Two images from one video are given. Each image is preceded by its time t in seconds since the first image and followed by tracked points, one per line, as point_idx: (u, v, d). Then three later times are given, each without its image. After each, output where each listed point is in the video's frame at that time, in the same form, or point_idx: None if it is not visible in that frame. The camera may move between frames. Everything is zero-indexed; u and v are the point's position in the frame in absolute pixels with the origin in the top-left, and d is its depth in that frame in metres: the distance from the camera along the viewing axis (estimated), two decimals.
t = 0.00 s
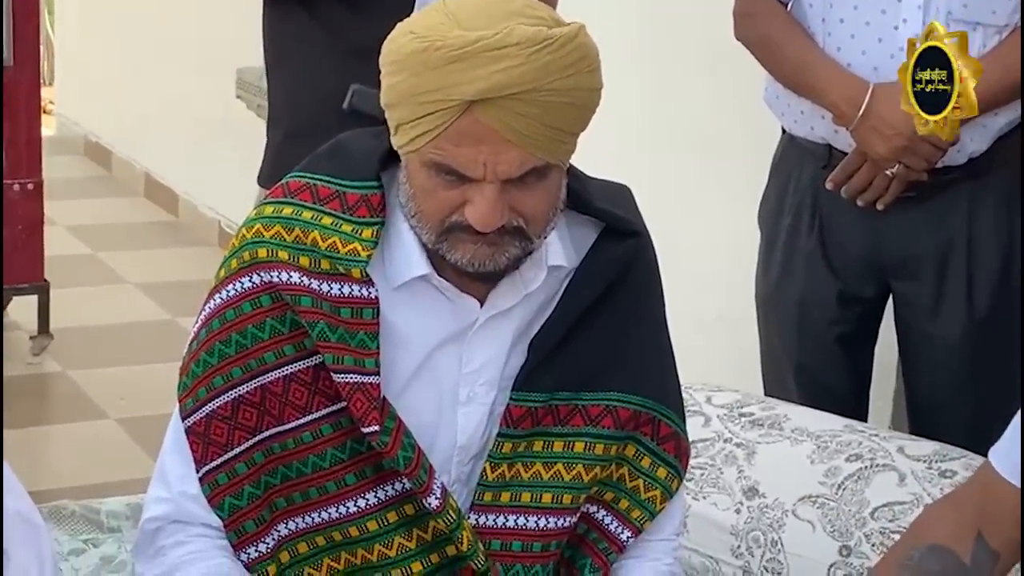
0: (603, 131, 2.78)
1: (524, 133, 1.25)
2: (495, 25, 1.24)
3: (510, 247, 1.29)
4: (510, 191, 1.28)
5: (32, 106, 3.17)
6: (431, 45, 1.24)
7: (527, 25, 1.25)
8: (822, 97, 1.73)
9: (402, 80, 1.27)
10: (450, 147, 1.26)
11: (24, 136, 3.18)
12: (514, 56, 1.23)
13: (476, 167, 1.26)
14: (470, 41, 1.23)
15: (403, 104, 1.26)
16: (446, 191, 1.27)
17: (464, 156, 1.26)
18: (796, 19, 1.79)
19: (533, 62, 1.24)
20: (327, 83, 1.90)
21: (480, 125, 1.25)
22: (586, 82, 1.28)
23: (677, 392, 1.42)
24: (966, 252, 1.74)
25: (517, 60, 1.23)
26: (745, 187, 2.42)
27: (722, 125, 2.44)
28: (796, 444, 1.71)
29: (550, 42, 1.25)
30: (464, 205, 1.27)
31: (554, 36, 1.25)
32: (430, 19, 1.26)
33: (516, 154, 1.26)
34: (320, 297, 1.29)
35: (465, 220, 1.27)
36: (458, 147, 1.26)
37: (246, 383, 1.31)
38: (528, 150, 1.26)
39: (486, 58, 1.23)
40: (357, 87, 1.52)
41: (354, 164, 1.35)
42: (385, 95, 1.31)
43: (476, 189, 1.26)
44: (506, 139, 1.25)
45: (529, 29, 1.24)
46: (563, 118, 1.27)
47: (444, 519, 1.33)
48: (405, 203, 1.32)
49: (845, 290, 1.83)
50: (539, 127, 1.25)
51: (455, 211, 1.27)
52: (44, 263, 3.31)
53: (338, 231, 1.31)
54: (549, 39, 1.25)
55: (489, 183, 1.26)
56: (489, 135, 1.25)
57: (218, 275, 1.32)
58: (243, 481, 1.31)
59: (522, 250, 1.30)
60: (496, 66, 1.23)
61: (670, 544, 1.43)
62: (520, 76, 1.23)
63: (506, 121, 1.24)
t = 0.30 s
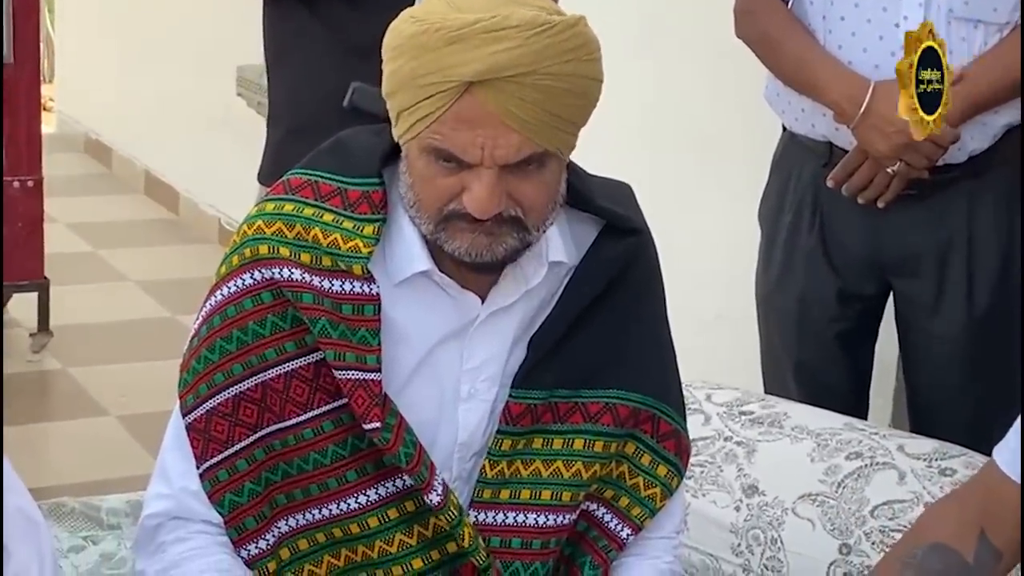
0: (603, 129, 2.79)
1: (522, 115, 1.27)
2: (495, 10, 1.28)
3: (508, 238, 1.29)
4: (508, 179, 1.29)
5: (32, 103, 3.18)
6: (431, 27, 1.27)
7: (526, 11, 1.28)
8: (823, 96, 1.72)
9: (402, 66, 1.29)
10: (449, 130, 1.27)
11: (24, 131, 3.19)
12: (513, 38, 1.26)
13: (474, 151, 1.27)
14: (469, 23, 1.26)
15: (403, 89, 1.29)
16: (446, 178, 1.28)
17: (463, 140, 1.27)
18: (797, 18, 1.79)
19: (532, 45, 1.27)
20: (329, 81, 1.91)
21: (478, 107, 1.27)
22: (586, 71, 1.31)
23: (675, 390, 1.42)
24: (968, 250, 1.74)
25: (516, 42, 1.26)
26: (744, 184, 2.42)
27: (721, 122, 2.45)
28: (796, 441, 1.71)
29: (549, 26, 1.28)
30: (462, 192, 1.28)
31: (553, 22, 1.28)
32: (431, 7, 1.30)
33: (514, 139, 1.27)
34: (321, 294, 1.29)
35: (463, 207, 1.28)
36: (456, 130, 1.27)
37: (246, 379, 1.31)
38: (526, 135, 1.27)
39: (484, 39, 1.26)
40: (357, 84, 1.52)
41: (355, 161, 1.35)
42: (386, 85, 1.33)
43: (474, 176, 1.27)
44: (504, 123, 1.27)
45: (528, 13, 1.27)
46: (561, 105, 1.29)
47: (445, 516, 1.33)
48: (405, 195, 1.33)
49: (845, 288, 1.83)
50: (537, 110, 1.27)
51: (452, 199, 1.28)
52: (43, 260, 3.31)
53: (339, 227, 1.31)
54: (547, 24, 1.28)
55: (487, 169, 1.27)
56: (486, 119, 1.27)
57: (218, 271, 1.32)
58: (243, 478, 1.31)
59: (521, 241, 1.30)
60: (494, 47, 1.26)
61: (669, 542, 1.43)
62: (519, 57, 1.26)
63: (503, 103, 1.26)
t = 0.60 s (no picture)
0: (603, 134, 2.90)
1: (520, 120, 1.38)
2: (496, 24, 1.39)
3: (509, 237, 1.41)
4: (509, 184, 1.40)
5: (69, 116, 3.30)
6: (437, 40, 1.39)
7: (525, 25, 1.40)
8: (800, 108, 1.83)
9: (410, 77, 1.41)
10: (453, 135, 1.38)
11: (61, 140, 3.31)
12: (513, 48, 1.37)
13: (477, 155, 1.38)
14: (471, 35, 1.38)
15: (412, 98, 1.40)
16: (450, 180, 1.40)
17: (465, 145, 1.38)
18: (775, 37, 1.90)
19: (530, 55, 1.38)
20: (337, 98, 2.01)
21: (479, 113, 1.38)
22: (579, 80, 1.42)
23: (664, 384, 1.53)
24: (938, 250, 1.85)
25: (515, 51, 1.37)
26: (731, 183, 2.52)
27: (707, 128, 2.56)
28: (779, 429, 1.82)
29: (546, 39, 1.39)
30: (466, 194, 1.39)
31: (550, 35, 1.40)
32: (438, 24, 1.42)
33: (513, 143, 1.38)
34: (336, 292, 1.41)
35: (467, 208, 1.39)
36: (461, 135, 1.38)
37: (267, 371, 1.43)
38: (524, 139, 1.38)
39: (486, 50, 1.37)
40: (371, 98, 1.64)
41: (370, 170, 1.48)
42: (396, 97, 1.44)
43: (477, 179, 1.39)
44: (504, 128, 1.38)
45: (526, 27, 1.39)
46: (556, 112, 1.40)
47: (450, 498, 1.43)
48: (415, 201, 1.44)
49: (821, 287, 1.93)
50: (534, 115, 1.38)
51: (457, 201, 1.40)
52: (77, 261, 3.45)
53: (354, 231, 1.43)
54: (544, 37, 1.39)
55: (489, 171, 1.38)
56: (488, 125, 1.38)
57: (243, 270, 1.44)
58: (264, 463, 1.43)
59: (520, 241, 1.41)
60: (494, 57, 1.37)
61: (659, 522, 1.54)
62: (518, 66, 1.37)
63: (502, 109, 1.37)
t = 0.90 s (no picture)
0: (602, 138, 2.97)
1: (518, 125, 1.45)
2: (496, 33, 1.47)
3: (508, 238, 1.48)
4: (507, 186, 1.47)
5: (88, 122, 3.39)
6: (438, 48, 1.46)
7: (523, 34, 1.47)
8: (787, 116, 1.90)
9: (413, 84, 1.48)
10: (454, 140, 1.45)
11: (80, 146, 3.40)
12: (511, 56, 1.44)
13: (478, 158, 1.45)
14: (471, 43, 1.45)
15: (415, 104, 1.47)
16: (451, 184, 1.47)
17: (466, 149, 1.45)
18: (761, 47, 1.97)
19: (527, 62, 1.45)
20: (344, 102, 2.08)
21: (478, 118, 1.45)
22: (574, 87, 1.49)
23: (655, 380, 1.60)
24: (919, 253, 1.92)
25: (513, 59, 1.44)
26: (726, 187, 2.61)
27: (699, 135, 2.65)
28: (767, 423, 1.89)
29: (543, 47, 1.47)
30: (466, 197, 1.46)
31: (546, 43, 1.47)
32: (440, 33, 1.49)
33: (512, 147, 1.45)
34: (343, 292, 1.48)
35: (467, 210, 1.46)
36: (462, 140, 1.45)
37: (276, 367, 1.50)
38: (522, 143, 1.45)
39: (485, 57, 1.44)
40: (375, 106, 1.71)
41: (375, 175, 1.55)
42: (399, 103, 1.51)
43: (477, 182, 1.46)
44: (503, 132, 1.45)
45: (524, 36, 1.46)
46: (552, 117, 1.47)
47: (452, 488, 1.51)
48: (418, 205, 1.52)
49: (806, 287, 2.00)
50: (530, 120, 1.45)
51: (458, 203, 1.47)
52: (95, 262, 3.54)
53: (360, 234, 1.50)
54: (541, 45, 1.47)
55: (489, 174, 1.46)
56: (487, 130, 1.45)
57: (252, 271, 1.51)
58: (274, 455, 1.50)
59: (518, 241, 1.49)
60: (493, 64, 1.44)
61: (651, 512, 1.60)
62: (516, 73, 1.44)
63: (501, 114, 1.44)
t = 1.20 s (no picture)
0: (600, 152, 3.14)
1: (515, 137, 1.57)
2: (495, 52, 1.59)
3: (507, 242, 1.60)
4: (506, 195, 1.60)
5: (116, 132, 3.67)
6: (442, 67, 1.58)
7: (519, 54, 1.59)
8: (764, 128, 2.07)
9: (418, 99, 1.60)
10: (456, 152, 1.58)
11: (110, 155, 3.68)
12: (509, 74, 1.57)
13: (478, 168, 1.57)
14: (472, 62, 1.57)
15: (419, 118, 1.59)
16: (454, 192, 1.59)
17: (467, 160, 1.57)
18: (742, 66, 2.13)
19: (524, 80, 1.57)
20: (353, 115, 2.19)
21: (477, 131, 1.57)
22: (567, 102, 1.62)
23: (642, 374, 1.72)
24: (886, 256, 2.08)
25: (510, 77, 1.56)
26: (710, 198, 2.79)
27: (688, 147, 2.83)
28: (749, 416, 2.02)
29: (538, 65, 1.59)
30: (468, 204, 1.59)
31: (541, 62, 1.59)
32: (443, 53, 1.61)
33: (509, 158, 1.57)
34: (353, 293, 1.61)
35: (469, 217, 1.59)
36: (462, 151, 1.58)
37: (290, 363, 1.62)
38: (519, 155, 1.57)
39: (485, 75, 1.56)
40: (384, 120, 1.84)
41: (383, 184, 1.68)
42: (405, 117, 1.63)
43: (477, 191, 1.58)
44: (501, 144, 1.57)
45: (521, 55, 1.59)
46: (547, 130, 1.59)
47: (453, 475, 1.63)
48: (423, 213, 1.64)
49: (782, 287, 2.17)
50: (526, 133, 1.57)
51: (460, 210, 1.59)
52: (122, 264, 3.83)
53: (369, 239, 1.63)
54: (537, 64, 1.59)
55: (488, 184, 1.58)
56: (487, 142, 1.57)
57: (269, 274, 1.64)
58: (288, 444, 1.62)
59: (516, 245, 1.61)
60: (492, 81, 1.56)
61: (639, 497, 1.72)
62: (513, 89, 1.56)
63: (499, 127, 1.56)
